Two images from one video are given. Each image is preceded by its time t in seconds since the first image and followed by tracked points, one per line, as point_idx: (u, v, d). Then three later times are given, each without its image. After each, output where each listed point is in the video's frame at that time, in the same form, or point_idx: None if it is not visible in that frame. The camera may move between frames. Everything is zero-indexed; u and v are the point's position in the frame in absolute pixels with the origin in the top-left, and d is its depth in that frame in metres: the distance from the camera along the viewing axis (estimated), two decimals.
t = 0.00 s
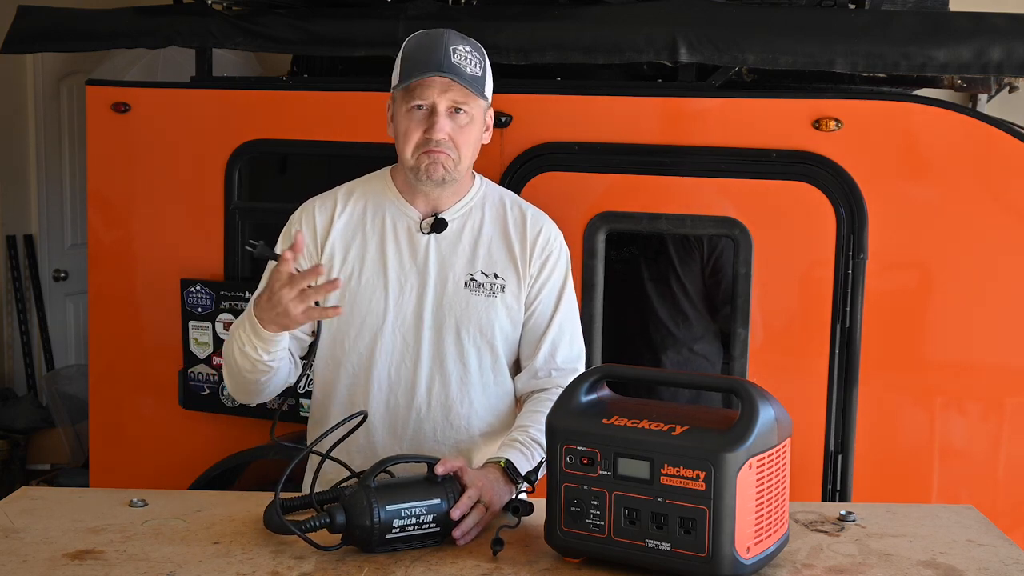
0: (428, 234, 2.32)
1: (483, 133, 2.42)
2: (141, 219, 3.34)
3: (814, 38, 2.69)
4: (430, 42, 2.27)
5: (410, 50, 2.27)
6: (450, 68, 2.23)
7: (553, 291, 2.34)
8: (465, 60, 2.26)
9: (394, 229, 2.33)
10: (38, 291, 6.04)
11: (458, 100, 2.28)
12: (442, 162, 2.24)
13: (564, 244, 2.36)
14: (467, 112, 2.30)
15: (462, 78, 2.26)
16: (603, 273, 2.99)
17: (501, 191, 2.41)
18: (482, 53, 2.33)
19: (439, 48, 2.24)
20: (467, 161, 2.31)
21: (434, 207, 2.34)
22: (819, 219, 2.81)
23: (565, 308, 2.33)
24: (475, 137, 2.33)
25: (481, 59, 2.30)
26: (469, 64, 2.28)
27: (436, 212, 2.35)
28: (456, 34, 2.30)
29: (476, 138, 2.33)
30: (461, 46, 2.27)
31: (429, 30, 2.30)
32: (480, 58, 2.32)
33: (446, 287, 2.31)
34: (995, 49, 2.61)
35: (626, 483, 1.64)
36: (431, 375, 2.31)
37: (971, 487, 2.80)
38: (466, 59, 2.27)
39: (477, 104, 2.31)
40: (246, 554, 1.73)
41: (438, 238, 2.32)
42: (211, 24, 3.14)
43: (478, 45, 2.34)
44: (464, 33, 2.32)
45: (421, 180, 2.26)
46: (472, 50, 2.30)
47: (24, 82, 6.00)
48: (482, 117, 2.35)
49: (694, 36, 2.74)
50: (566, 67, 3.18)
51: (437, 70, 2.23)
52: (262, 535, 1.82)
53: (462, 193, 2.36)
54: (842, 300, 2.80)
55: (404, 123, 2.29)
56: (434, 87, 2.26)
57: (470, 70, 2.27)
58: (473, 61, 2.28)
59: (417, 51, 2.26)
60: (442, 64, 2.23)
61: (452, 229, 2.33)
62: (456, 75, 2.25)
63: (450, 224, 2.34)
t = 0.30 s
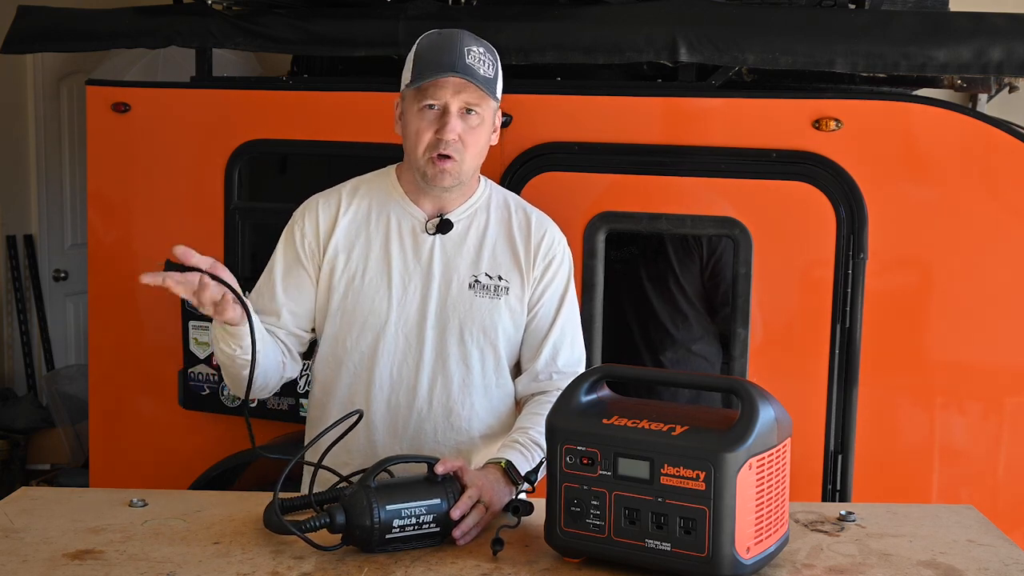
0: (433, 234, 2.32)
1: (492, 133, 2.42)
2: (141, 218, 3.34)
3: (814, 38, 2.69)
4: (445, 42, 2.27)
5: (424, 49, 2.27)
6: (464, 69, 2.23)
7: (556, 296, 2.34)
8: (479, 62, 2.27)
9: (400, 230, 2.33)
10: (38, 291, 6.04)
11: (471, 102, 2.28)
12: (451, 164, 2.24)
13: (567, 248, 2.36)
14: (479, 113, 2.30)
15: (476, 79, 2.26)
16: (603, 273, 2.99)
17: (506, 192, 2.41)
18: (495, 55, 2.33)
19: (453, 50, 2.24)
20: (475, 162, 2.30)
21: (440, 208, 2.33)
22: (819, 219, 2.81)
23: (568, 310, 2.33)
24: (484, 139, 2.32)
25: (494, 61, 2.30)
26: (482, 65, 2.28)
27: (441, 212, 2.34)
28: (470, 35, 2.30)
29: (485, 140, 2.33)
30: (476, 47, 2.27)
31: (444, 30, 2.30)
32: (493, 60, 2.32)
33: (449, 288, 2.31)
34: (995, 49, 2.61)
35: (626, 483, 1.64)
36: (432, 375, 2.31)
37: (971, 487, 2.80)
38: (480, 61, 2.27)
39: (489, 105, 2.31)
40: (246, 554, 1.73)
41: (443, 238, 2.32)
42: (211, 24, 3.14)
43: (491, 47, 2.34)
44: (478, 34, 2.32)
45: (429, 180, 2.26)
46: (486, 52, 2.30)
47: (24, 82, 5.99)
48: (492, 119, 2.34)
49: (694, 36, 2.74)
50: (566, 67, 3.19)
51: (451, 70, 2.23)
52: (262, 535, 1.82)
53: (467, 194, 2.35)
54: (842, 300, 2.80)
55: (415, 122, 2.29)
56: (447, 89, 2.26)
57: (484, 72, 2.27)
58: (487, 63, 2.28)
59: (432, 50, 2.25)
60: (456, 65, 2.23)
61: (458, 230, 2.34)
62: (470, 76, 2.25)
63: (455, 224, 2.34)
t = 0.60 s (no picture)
0: (430, 234, 2.32)
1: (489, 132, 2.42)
2: (141, 218, 3.34)
3: (814, 38, 2.69)
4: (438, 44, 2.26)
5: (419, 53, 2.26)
6: (459, 72, 2.22)
7: (555, 295, 2.33)
8: (473, 63, 2.26)
9: (397, 231, 2.33)
10: (38, 291, 6.04)
11: (467, 105, 2.27)
12: (448, 168, 2.24)
13: (566, 248, 2.36)
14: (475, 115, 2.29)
15: (471, 81, 2.24)
16: (603, 273, 2.99)
17: (504, 192, 2.41)
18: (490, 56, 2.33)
19: (448, 53, 2.23)
20: (472, 164, 2.30)
21: (438, 208, 2.34)
22: (819, 219, 2.81)
23: (566, 309, 2.33)
24: (480, 140, 2.32)
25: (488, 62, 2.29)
26: (477, 67, 2.27)
27: (438, 212, 2.34)
28: (464, 36, 2.29)
29: (481, 141, 2.32)
30: (470, 49, 2.26)
31: (439, 31, 2.28)
32: (487, 61, 2.31)
33: (447, 288, 2.31)
34: (995, 49, 2.61)
35: (626, 483, 1.64)
36: (431, 375, 2.31)
37: (970, 487, 2.80)
38: (474, 63, 2.26)
39: (485, 107, 2.30)
40: (246, 554, 1.73)
41: (440, 239, 2.33)
42: (211, 24, 3.14)
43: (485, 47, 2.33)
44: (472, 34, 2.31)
45: (427, 183, 2.26)
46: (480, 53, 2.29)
47: (24, 82, 5.99)
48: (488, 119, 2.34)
49: (694, 36, 2.74)
50: (566, 67, 3.18)
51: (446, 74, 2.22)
52: (262, 535, 1.82)
53: (466, 194, 2.35)
54: (842, 300, 2.80)
55: (412, 126, 2.27)
56: (443, 92, 2.25)
57: (478, 73, 2.26)
58: (481, 65, 2.27)
59: (427, 53, 2.25)
60: (451, 68, 2.23)
61: (456, 229, 2.34)
62: (465, 79, 2.24)
63: (453, 224, 2.34)
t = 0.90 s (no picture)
0: (429, 234, 2.32)
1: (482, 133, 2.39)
2: (141, 218, 3.34)
3: (814, 38, 2.69)
4: (414, 56, 2.21)
5: (399, 64, 2.23)
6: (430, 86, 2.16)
7: (554, 291, 2.33)
8: (448, 74, 2.19)
9: (396, 230, 2.33)
10: (38, 291, 6.04)
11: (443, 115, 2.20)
12: (425, 179, 2.20)
13: (565, 244, 2.36)
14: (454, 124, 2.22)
15: (444, 93, 2.18)
16: (603, 273, 2.99)
17: (504, 191, 2.40)
18: (471, 63, 2.25)
19: (420, 67, 2.18)
20: (455, 173, 2.25)
21: (436, 208, 2.33)
22: (819, 219, 2.81)
23: (566, 305, 2.33)
24: (465, 148, 2.25)
25: (466, 71, 2.21)
26: (454, 77, 2.20)
27: (436, 212, 2.34)
28: (443, 44, 2.22)
29: (466, 147, 2.25)
30: (446, 59, 2.20)
31: (418, 40, 2.23)
32: (467, 69, 2.23)
33: (447, 287, 2.31)
34: (995, 49, 2.61)
35: (626, 483, 1.64)
36: (431, 375, 2.31)
37: (970, 487, 2.80)
38: (450, 73, 2.19)
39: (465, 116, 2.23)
40: (246, 554, 1.73)
41: (439, 238, 2.32)
42: (211, 24, 3.14)
43: (466, 52, 2.25)
44: (452, 41, 2.24)
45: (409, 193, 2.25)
46: (459, 61, 2.22)
47: (24, 82, 5.99)
48: (473, 125, 2.27)
49: (694, 36, 2.74)
50: (566, 67, 3.18)
51: (417, 87, 2.17)
52: (262, 535, 1.82)
53: (465, 193, 2.34)
54: (842, 300, 2.80)
55: (392, 137, 2.24)
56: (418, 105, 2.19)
57: (454, 84, 2.19)
58: (457, 75, 2.20)
59: (404, 65, 2.20)
60: (422, 82, 2.17)
61: (455, 229, 2.33)
62: (438, 91, 2.17)
63: (452, 224, 2.33)
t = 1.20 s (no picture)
0: (422, 237, 2.32)
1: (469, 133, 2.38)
2: (140, 218, 3.34)
3: (814, 38, 2.69)
4: (394, 71, 2.18)
5: (379, 78, 2.20)
6: (415, 102, 2.15)
7: (549, 292, 2.33)
8: (431, 87, 2.18)
9: (389, 236, 2.33)
10: (38, 291, 6.04)
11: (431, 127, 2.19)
12: (419, 193, 2.22)
13: (559, 242, 2.35)
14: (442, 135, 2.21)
15: (429, 108, 2.17)
16: (603, 273, 2.99)
17: (496, 191, 2.40)
18: (453, 70, 2.23)
19: (403, 82, 2.16)
20: (448, 180, 2.26)
21: (428, 212, 2.33)
22: (819, 219, 2.81)
23: (561, 305, 2.32)
24: (455, 154, 2.25)
25: (449, 80, 2.20)
26: (437, 89, 2.18)
27: (429, 215, 2.34)
28: (423, 54, 2.19)
29: (456, 154, 2.25)
30: (427, 71, 2.18)
31: (396, 51, 2.19)
32: (450, 77, 2.21)
33: (442, 292, 2.31)
34: (995, 49, 2.61)
35: (626, 483, 1.64)
36: (429, 380, 2.31)
37: (971, 487, 2.80)
38: (433, 85, 2.18)
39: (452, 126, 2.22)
40: (246, 554, 1.73)
41: (432, 242, 2.32)
42: (211, 24, 3.14)
43: (447, 59, 2.22)
44: (431, 48, 2.20)
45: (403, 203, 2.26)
46: (440, 71, 2.19)
47: (24, 82, 5.99)
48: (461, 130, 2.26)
49: (694, 36, 2.74)
50: (566, 66, 3.18)
51: (402, 105, 2.15)
52: (262, 535, 1.82)
53: (457, 196, 2.34)
54: (842, 300, 2.80)
55: (381, 150, 2.24)
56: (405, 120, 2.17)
57: (439, 96, 2.18)
58: (441, 86, 2.19)
59: (386, 81, 2.18)
60: (407, 98, 2.16)
61: (447, 232, 2.33)
62: (423, 107, 2.16)
63: (444, 227, 2.33)
